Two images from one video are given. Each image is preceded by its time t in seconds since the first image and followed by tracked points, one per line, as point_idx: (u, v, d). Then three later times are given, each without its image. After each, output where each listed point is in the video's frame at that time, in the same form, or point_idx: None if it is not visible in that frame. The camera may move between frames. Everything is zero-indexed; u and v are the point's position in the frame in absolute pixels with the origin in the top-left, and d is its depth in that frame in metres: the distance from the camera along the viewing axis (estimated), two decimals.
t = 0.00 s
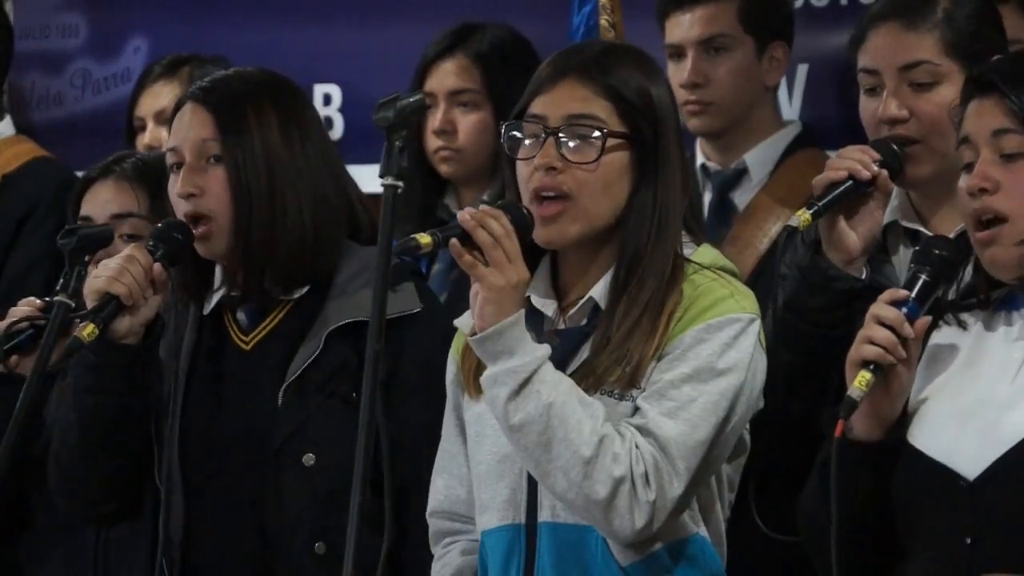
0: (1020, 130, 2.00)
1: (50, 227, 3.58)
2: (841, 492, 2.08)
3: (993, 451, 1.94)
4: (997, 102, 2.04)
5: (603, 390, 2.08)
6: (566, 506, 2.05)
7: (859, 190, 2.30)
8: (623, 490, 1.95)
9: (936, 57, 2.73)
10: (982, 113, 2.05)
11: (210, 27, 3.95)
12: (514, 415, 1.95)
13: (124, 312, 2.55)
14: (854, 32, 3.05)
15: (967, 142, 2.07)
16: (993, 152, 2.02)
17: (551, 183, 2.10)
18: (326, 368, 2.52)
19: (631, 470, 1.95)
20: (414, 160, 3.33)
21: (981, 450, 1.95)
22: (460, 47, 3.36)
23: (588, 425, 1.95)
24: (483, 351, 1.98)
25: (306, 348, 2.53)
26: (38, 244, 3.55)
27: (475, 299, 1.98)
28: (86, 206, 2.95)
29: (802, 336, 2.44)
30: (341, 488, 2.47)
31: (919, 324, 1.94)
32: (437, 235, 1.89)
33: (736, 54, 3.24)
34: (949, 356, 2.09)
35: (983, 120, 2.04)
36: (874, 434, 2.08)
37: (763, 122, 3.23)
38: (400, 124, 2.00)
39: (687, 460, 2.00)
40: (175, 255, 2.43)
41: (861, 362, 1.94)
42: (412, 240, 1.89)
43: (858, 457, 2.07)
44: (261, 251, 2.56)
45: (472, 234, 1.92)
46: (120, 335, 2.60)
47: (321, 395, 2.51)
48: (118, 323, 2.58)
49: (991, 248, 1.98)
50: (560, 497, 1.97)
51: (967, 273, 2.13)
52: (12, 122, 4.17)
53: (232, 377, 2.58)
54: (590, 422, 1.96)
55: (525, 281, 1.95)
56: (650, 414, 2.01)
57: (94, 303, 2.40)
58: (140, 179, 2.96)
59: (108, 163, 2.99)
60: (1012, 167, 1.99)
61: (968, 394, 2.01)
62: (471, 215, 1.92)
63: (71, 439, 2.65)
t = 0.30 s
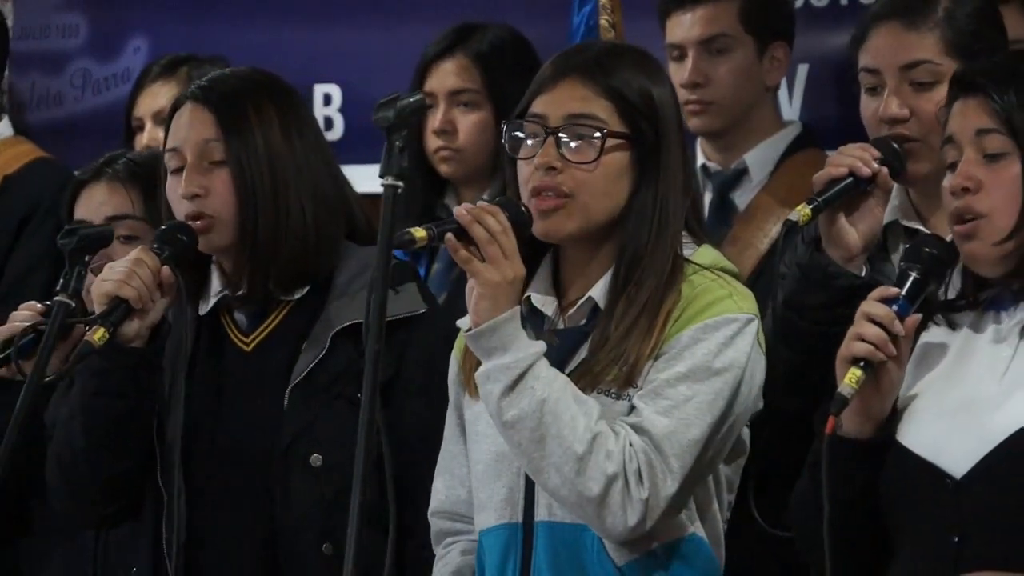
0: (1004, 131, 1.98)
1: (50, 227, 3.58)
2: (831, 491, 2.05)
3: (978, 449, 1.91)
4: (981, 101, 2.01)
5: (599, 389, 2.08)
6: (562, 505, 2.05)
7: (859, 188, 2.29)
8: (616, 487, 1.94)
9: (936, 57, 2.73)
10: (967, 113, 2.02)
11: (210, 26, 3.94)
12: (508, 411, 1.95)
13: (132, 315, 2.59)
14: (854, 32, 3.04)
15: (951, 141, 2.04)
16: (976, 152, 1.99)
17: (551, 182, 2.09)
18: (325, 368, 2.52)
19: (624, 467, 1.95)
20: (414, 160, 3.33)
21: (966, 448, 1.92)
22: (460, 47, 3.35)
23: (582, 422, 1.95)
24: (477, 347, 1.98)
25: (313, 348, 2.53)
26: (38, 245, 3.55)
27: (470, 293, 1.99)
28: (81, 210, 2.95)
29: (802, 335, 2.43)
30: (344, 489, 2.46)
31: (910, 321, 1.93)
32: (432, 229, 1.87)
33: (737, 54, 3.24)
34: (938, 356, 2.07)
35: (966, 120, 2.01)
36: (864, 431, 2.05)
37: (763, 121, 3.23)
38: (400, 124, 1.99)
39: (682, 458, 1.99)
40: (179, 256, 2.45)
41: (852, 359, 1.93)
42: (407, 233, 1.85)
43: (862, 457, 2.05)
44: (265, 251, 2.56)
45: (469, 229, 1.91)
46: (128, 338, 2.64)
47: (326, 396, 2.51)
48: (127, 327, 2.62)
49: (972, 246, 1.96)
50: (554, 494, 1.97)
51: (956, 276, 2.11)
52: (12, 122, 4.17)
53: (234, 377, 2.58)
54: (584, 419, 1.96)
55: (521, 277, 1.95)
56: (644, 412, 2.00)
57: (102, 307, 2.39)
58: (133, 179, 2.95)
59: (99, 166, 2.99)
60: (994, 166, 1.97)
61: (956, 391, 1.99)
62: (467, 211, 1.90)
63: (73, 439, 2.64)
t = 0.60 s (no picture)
0: (989, 131, 1.97)
1: (50, 228, 3.58)
2: (813, 494, 2.06)
3: (958, 449, 1.91)
4: (967, 101, 2.01)
5: (599, 389, 2.08)
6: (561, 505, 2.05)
7: (860, 188, 2.29)
8: (616, 487, 1.94)
9: (935, 57, 2.73)
10: (952, 113, 2.02)
11: (210, 26, 3.94)
12: (507, 410, 1.95)
13: (132, 316, 2.57)
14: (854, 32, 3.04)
15: (936, 141, 2.04)
16: (960, 152, 1.99)
17: (551, 182, 2.09)
18: (324, 369, 2.51)
19: (624, 466, 1.95)
20: (414, 160, 3.32)
21: (946, 448, 1.92)
22: (460, 46, 3.35)
23: (582, 421, 1.95)
24: (477, 345, 1.98)
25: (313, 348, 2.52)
26: (38, 245, 3.55)
27: (470, 292, 1.99)
28: (78, 216, 2.95)
29: (802, 334, 2.43)
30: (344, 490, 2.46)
31: (892, 321, 1.93)
32: (432, 228, 1.88)
33: (738, 54, 3.24)
34: (922, 357, 2.06)
35: (952, 120, 2.01)
36: (846, 430, 2.06)
37: (763, 121, 3.23)
38: (400, 124, 1.99)
39: (682, 458, 1.99)
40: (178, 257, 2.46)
41: (834, 358, 1.93)
42: (407, 231, 1.87)
43: (857, 457, 2.06)
44: (265, 249, 2.56)
45: (469, 227, 1.91)
46: (128, 339, 2.62)
47: (325, 396, 2.51)
48: (126, 328, 2.60)
49: (956, 248, 1.98)
50: (554, 494, 1.97)
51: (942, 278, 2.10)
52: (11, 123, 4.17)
53: (235, 377, 2.58)
54: (584, 418, 1.95)
55: (521, 276, 1.95)
56: (644, 412, 2.00)
57: (102, 308, 2.39)
58: (128, 183, 2.95)
59: (96, 167, 2.99)
60: (977, 167, 1.97)
61: (939, 391, 1.98)
62: (468, 210, 1.90)
63: (73, 439, 2.64)
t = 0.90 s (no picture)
0: (980, 134, 1.97)
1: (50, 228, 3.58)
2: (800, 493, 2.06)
3: (946, 449, 1.92)
4: (957, 103, 2.00)
5: (602, 389, 2.07)
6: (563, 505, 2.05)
7: (857, 187, 2.29)
8: (619, 487, 1.94)
9: (933, 58, 2.73)
10: (942, 115, 2.02)
11: (210, 26, 3.94)
12: (512, 410, 1.94)
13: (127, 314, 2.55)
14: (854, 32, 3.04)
15: (926, 143, 2.04)
16: (950, 154, 1.99)
17: (554, 183, 2.09)
18: (324, 369, 2.51)
19: (627, 467, 1.95)
20: (414, 160, 3.32)
21: (934, 449, 1.93)
22: (459, 46, 3.35)
23: (585, 421, 1.95)
24: (481, 346, 1.98)
25: (311, 347, 2.52)
26: (37, 245, 3.54)
27: (475, 293, 1.98)
28: (70, 219, 2.93)
29: (800, 331, 2.45)
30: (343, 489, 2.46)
31: (880, 320, 1.93)
32: (438, 227, 1.86)
33: (739, 54, 3.25)
34: (909, 358, 2.06)
35: (941, 122, 2.01)
36: (834, 429, 2.06)
37: (764, 122, 3.22)
38: (400, 124, 1.99)
39: (685, 459, 1.99)
40: (175, 256, 2.46)
41: (822, 357, 1.94)
42: (413, 230, 1.85)
43: (847, 456, 2.05)
44: (265, 249, 2.56)
45: (474, 227, 1.91)
46: (123, 338, 2.60)
47: (323, 395, 2.51)
48: (121, 326, 2.58)
49: (940, 246, 1.96)
50: (556, 494, 1.97)
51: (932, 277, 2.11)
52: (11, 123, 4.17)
53: (236, 378, 2.58)
54: (587, 419, 1.95)
55: (526, 276, 1.95)
56: (647, 412, 2.00)
57: (96, 305, 2.39)
58: (118, 187, 2.93)
59: (88, 168, 2.96)
60: (969, 169, 1.96)
61: (927, 392, 1.98)
62: (473, 209, 1.90)
63: (73, 439, 2.64)
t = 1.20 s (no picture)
0: (974, 134, 1.97)
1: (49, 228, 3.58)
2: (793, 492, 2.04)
3: (940, 448, 1.91)
4: (951, 103, 2.00)
5: (605, 390, 2.07)
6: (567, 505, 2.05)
7: (855, 189, 2.28)
8: (626, 489, 1.95)
9: (930, 58, 2.74)
10: (936, 115, 2.01)
11: (210, 26, 3.94)
12: (519, 411, 1.94)
13: (127, 312, 2.55)
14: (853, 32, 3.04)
15: (919, 142, 2.03)
16: (944, 154, 1.98)
17: (558, 185, 2.10)
18: (326, 367, 2.52)
19: (634, 468, 1.96)
20: (413, 160, 3.32)
21: (930, 447, 1.92)
22: (458, 46, 3.35)
23: (593, 423, 1.95)
24: (488, 347, 1.98)
25: (314, 346, 2.53)
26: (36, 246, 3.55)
27: (482, 294, 1.98)
28: (64, 219, 2.93)
29: (799, 333, 2.45)
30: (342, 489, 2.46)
31: (879, 318, 1.92)
32: (447, 229, 1.86)
33: (739, 54, 3.25)
34: (900, 356, 2.06)
35: (935, 122, 2.00)
36: (828, 427, 2.05)
37: (764, 122, 3.22)
38: (400, 124, 1.99)
39: (691, 460, 2.00)
40: (179, 254, 2.46)
41: (821, 353, 1.93)
42: (422, 232, 1.84)
43: (841, 456, 2.04)
44: (269, 250, 2.55)
45: (481, 229, 1.89)
46: (123, 335, 2.60)
47: (323, 396, 2.50)
48: (121, 324, 2.58)
49: (940, 252, 1.97)
50: (562, 495, 1.97)
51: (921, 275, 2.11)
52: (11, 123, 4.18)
53: (238, 378, 2.58)
54: (594, 420, 1.95)
55: (532, 277, 1.95)
56: (652, 413, 2.00)
57: (96, 303, 2.39)
58: (112, 186, 2.93)
59: (83, 166, 2.97)
60: (963, 169, 1.96)
61: (921, 391, 1.98)
62: (480, 211, 1.89)
63: (75, 438, 2.65)
